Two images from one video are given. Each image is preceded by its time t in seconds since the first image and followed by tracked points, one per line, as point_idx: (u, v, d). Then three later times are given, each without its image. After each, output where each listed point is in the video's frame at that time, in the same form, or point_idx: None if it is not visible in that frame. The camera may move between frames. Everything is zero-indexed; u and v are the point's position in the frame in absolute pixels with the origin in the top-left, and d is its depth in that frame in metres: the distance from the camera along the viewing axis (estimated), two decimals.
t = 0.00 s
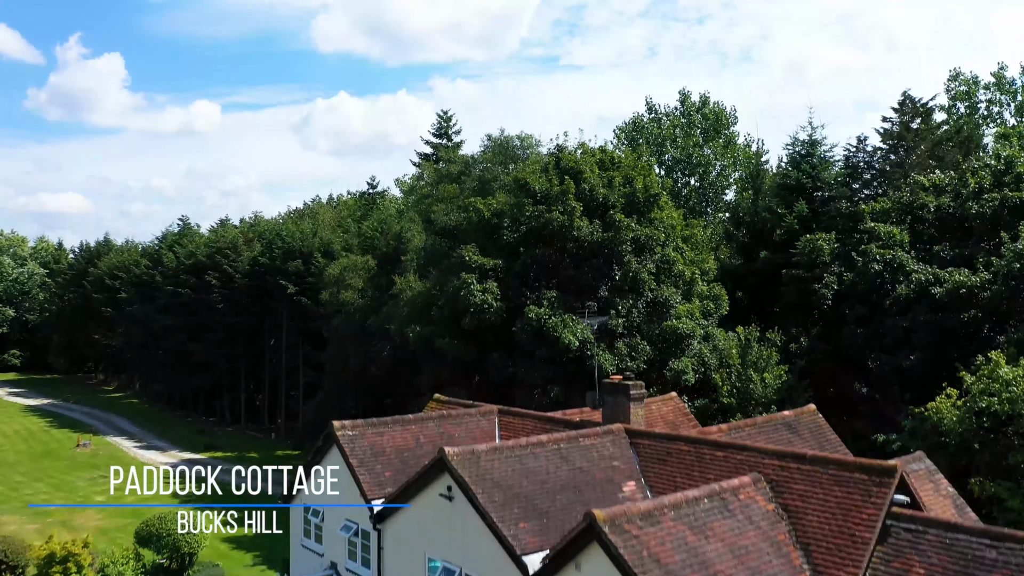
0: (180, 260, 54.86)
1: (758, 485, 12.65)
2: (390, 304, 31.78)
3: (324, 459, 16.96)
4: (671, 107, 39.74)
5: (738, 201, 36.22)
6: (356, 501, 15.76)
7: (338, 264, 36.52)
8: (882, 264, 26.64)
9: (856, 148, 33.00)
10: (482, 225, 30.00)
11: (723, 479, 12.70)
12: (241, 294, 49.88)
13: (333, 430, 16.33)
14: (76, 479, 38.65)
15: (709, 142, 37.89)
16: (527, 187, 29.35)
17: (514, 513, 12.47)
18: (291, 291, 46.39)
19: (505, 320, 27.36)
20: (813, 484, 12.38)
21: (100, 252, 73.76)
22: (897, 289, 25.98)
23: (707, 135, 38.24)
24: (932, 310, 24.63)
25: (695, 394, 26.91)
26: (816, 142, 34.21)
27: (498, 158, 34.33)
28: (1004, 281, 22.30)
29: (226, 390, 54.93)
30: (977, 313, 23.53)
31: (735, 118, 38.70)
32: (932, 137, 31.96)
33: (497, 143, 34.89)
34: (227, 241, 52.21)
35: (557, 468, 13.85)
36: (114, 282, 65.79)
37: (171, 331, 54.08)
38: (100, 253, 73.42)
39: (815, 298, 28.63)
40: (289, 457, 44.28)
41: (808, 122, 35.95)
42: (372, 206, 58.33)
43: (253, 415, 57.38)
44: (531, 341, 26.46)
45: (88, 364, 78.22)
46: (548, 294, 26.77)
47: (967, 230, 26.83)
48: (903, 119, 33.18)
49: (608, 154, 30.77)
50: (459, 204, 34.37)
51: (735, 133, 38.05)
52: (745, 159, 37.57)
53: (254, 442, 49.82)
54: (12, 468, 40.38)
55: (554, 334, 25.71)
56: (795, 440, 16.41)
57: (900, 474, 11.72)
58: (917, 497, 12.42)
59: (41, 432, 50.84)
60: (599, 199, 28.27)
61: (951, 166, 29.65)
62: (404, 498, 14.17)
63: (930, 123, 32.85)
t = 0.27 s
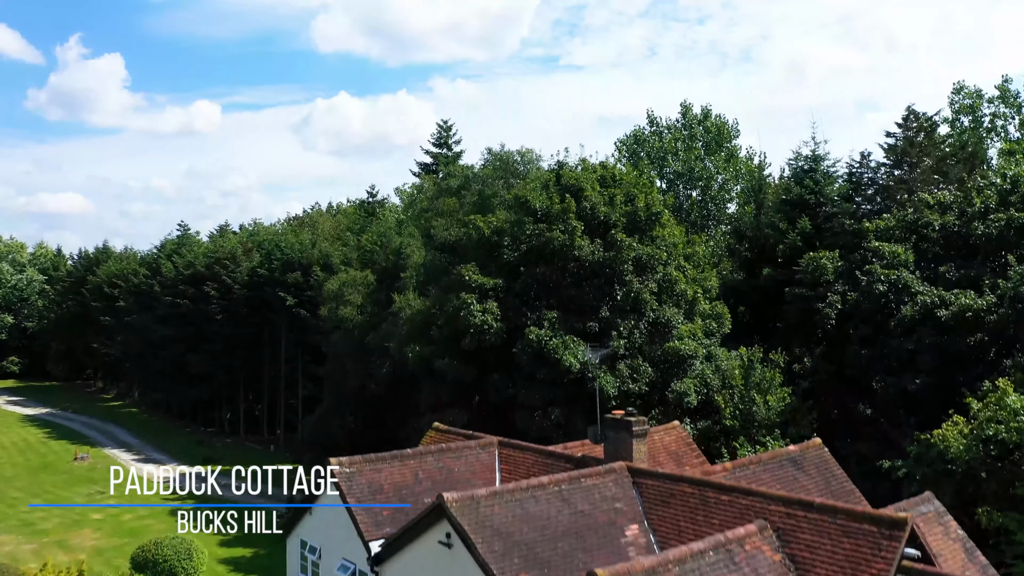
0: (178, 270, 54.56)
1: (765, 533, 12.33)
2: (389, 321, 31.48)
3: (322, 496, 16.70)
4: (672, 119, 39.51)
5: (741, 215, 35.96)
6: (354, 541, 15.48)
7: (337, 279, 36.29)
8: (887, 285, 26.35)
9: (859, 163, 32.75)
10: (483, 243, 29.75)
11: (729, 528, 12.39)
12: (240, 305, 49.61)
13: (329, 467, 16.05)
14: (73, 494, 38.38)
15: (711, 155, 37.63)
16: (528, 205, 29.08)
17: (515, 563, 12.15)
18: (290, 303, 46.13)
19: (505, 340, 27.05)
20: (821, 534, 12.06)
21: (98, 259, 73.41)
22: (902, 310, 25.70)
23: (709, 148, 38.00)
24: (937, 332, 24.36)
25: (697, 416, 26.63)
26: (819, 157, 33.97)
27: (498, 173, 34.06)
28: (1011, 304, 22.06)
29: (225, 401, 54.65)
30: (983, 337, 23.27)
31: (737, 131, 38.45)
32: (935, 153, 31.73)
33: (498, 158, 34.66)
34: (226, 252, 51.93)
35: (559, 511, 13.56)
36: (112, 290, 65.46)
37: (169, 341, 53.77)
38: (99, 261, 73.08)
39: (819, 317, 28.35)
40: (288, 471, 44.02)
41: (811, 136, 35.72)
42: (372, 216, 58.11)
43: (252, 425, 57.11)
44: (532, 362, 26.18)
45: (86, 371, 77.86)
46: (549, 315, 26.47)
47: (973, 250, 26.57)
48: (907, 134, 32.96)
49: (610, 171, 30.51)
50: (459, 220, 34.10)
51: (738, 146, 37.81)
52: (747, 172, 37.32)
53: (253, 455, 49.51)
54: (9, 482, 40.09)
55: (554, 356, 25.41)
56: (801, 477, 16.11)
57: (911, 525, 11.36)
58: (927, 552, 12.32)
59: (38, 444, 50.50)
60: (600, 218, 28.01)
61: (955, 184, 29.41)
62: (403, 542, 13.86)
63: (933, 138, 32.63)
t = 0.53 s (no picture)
0: (177, 275, 54.25)
1: None
2: (389, 334, 31.20)
3: (320, 530, 16.42)
4: (674, 127, 39.18)
5: (744, 224, 35.69)
6: None
7: (336, 289, 36.05)
8: (891, 301, 26.04)
9: (863, 173, 32.44)
10: (483, 256, 29.48)
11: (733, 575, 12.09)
12: (239, 310, 49.36)
13: (326, 501, 15.78)
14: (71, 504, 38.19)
15: (713, 163, 37.31)
16: (529, 218, 28.77)
17: None
18: (289, 309, 45.87)
19: (505, 356, 26.78)
20: None
21: (97, 261, 73.07)
22: (907, 326, 25.39)
23: (711, 156, 37.68)
24: (943, 351, 24.04)
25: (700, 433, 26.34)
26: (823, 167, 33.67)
27: (499, 184, 33.77)
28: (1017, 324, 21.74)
29: (225, 405, 54.45)
30: (989, 357, 22.94)
31: (740, 139, 38.13)
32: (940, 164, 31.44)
33: (499, 168, 34.38)
34: (225, 256, 51.64)
35: (560, 552, 13.30)
36: (111, 293, 65.14)
37: (168, 346, 53.49)
38: (98, 262, 72.74)
39: (822, 332, 28.03)
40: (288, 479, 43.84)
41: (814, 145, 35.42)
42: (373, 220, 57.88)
43: (252, 429, 56.94)
44: (533, 379, 25.89)
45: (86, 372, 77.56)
46: (550, 331, 26.20)
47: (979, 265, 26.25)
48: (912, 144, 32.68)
49: (611, 182, 30.20)
50: (458, 230, 33.82)
51: (740, 154, 37.52)
52: (750, 180, 36.98)
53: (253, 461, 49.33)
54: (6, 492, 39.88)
55: (555, 373, 25.12)
56: (807, 510, 15.86)
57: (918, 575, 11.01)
58: None
59: (37, 450, 50.23)
60: (601, 231, 27.71)
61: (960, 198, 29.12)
62: None
63: (938, 149, 32.35)
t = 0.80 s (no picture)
0: (176, 278, 54.05)
1: None
2: (388, 345, 30.99)
3: (319, 563, 16.19)
4: (676, 133, 38.91)
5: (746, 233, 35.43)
6: None
7: (335, 297, 35.83)
8: (896, 316, 25.81)
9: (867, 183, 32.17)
10: (483, 268, 29.23)
11: None
12: (238, 315, 49.16)
13: (324, 535, 15.53)
14: (70, 512, 38.02)
15: (714, 170, 37.05)
16: (529, 231, 28.52)
17: None
18: (288, 314, 45.67)
19: (506, 372, 26.55)
20: None
21: (97, 261, 72.88)
22: (911, 343, 25.17)
23: (713, 163, 37.41)
24: (947, 369, 23.82)
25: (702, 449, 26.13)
26: (826, 176, 33.39)
27: (499, 193, 33.51)
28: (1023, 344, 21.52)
29: (224, 409, 54.29)
30: (994, 376, 22.72)
31: (742, 145, 37.84)
32: (945, 174, 31.16)
33: (499, 176, 34.12)
34: (224, 260, 51.41)
35: None
36: (110, 294, 64.96)
37: (167, 349, 53.31)
38: (97, 262, 72.54)
39: (825, 346, 27.81)
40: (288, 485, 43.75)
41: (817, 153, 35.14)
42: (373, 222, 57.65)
43: (251, 432, 56.81)
44: (533, 395, 25.68)
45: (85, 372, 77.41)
46: (550, 346, 25.97)
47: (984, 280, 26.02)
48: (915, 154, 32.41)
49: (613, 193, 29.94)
50: (458, 239, 33.58)
51: (742, 161, 37.24)
52: (752, 188, 36.72)
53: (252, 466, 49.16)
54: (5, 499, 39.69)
55: (556, 390, 24.91)
56: (811, 544, 15.67)
57: None
58: None
59: (36, 454, 50.09)
60: (603, 245, 27.48)
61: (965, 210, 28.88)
62: None
63: (942, 159, 32.08)
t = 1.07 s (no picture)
0: (175, 281, 53.79)
1: None
2: (388, 359, 30.76)
3: None
4: (678, 141, 38.57)
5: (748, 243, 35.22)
6: None
7: (334, 307, 35.58)
8: (900, 334, 25.55)
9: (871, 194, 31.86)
10: (483, 282, 28.98)
11: None
12: (238, 320, 48.94)
13: None
14: (69, 523, 37.84)
15: (717, 179, 36.73)
16: (530, 246, 28.24)
17: None
18: (287, 320, 45.45)
19: (507, 390, 26.34)
20: None
21: (96, 261, 72.62)
22: (915, 362, 24.92)
23: (715, 172, 37.11)
24: (952, 390, 23.57)
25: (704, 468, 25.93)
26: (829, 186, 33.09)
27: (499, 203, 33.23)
28: None
29: (224, 413, 54.11)
30: (1000, 398, 22.47)
31: (745, 153, 37.51)
32: (950, 185, 30.86)
33: (499, 185, 33.84)
34: (223, 264, 51.14)
35: None
36: (110, 295, 64.72)
37: (167, 353, 53.11)
38: (96, 263, 72.27)
39: (829, 362, 27.56)
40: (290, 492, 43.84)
41: (820, 163, 34.82)
42: (373, 225, 57.39)
43: (252, 435, 56.71)
44: (534, 414, 25.46)
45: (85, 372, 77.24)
46: (551, 365, 25.73)
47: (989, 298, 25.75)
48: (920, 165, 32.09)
49: (614, 207, 29.66)
50: (458, 250, 33.31)
51: (745, 169, 36.94)
52: (755, 198, 36.42)
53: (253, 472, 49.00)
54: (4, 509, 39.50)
55: (557, 410, 24.68)
56: None
57: None
58: None
59: (35, 460, 49.96)
60: (604, 260, 27.21)
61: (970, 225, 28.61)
62: None
63: (947, 170, 31.78)
